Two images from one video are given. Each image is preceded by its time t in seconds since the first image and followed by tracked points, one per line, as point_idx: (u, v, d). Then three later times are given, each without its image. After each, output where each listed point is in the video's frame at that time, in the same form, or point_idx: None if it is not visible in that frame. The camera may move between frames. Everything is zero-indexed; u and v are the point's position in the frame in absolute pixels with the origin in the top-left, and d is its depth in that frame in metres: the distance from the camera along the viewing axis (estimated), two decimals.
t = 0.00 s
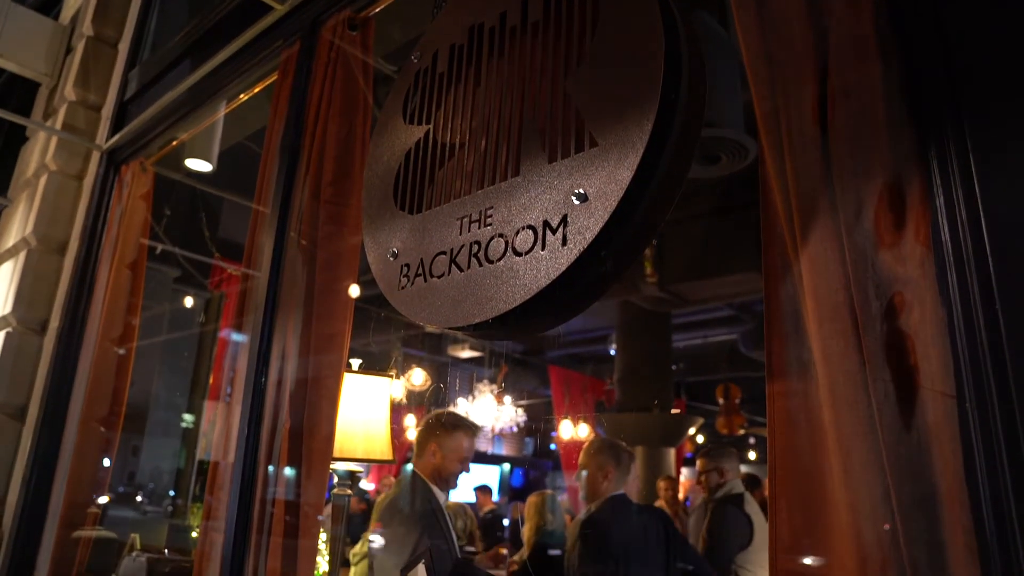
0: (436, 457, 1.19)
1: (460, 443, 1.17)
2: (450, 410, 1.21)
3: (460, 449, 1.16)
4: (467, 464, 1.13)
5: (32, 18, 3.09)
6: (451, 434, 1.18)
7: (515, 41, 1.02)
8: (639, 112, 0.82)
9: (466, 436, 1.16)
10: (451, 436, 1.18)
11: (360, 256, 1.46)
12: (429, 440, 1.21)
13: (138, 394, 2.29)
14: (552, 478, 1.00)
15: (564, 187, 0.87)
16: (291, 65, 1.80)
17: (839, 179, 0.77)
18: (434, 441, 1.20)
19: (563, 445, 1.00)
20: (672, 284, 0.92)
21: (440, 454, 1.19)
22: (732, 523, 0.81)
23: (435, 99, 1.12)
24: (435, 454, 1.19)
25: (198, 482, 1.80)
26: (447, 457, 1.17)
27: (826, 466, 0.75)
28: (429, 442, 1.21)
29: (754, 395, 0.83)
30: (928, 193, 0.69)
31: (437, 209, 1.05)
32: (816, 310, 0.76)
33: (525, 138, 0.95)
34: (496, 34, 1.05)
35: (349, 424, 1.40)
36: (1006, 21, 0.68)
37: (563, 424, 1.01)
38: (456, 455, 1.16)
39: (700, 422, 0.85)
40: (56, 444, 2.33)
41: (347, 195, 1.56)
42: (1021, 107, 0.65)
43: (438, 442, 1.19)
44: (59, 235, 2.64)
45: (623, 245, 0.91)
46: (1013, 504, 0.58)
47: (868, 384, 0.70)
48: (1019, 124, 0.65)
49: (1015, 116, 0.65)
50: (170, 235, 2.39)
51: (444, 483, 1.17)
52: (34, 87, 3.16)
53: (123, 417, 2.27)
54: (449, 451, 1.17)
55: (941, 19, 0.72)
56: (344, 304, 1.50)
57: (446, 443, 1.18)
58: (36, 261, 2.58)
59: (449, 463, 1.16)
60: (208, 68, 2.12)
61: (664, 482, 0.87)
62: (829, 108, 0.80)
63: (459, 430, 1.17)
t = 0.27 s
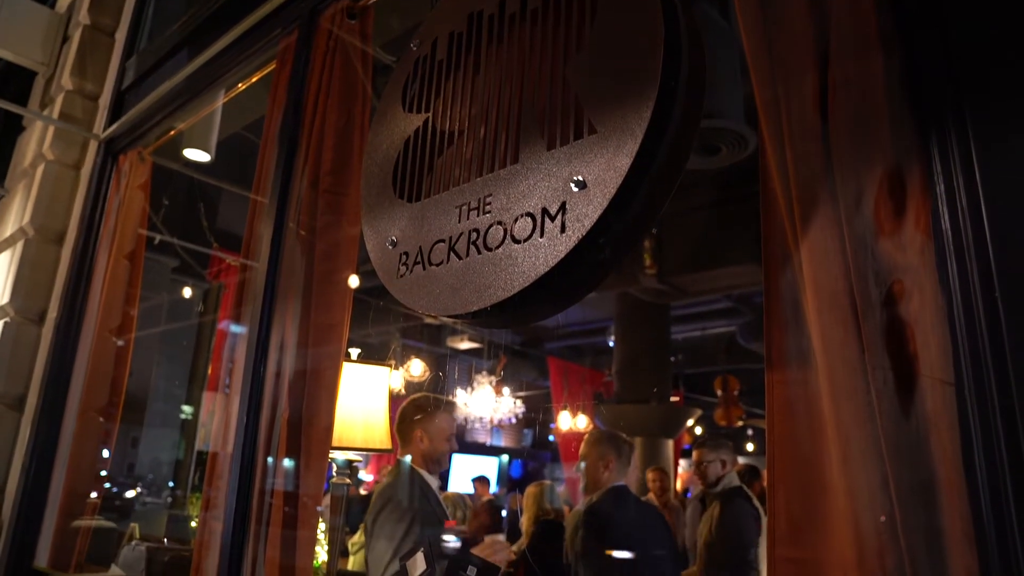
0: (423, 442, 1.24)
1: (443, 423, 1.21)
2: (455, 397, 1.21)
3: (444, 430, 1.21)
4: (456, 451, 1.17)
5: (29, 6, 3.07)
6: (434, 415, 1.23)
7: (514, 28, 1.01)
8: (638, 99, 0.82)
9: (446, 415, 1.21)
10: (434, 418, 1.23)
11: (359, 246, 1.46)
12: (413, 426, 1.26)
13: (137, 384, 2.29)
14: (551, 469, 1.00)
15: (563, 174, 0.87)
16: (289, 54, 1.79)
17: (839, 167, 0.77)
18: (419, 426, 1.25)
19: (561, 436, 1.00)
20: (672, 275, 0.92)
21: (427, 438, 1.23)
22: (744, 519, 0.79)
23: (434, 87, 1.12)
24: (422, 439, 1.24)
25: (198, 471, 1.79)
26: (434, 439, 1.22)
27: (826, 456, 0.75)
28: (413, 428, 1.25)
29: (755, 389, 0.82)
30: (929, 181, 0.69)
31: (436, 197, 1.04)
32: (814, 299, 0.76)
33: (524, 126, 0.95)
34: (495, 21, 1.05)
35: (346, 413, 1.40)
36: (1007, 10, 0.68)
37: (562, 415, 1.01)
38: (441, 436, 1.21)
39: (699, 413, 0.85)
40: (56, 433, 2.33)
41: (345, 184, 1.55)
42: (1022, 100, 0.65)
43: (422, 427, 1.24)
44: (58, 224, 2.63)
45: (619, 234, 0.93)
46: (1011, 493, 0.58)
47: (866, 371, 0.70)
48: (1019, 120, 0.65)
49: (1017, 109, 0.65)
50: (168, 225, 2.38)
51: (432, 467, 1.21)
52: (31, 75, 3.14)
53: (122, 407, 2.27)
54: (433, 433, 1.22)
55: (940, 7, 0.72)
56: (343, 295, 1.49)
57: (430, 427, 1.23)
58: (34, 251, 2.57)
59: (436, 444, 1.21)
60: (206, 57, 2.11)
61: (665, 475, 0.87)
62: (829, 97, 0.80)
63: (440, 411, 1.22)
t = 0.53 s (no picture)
0: (419, 427, 1.24)
1: (439, 409, 1.22)
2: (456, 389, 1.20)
3: (440, 414, 1.22)
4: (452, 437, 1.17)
5: None
6: (430, 401, 1.23)
7: (513, 11, 1.01)
8: (638, 82, 0.82)
9: (440, 400, 1.22)
10: (431, 403, 1.23)
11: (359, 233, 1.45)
12: (409, 410, 1.26)
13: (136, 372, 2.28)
14: (548, 458, 1.00)
15: (562, 157, 0.87)
16: (287, 39, 1.78)
17: (840, 149, 0.76)
18: (415, 410, 1.25)
19: (559, 425, 1.00)
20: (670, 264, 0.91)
21: (423, 422, 1.24)
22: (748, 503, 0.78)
23: (432, 71, 1.11)
24: (417, 423, 1.24)
25: (197, 459, 1.80)
26: (429, 423, 1.23)
27: (826, 439, 0.74)
28: (409, 412, 1.26)
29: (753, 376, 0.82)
30: (930, 163, 0.69)
31: (435, 181, 1.04)
32: (815, 282, 0.75)
33: (522, 110, 0.94)
34: (494, 4, 1.04)
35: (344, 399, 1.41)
36: None
37: (558, 403, 1.01)
38: (437, 420, 1.22)
39: (697, 401, 0.85)
40: (56, 421, 2.33)
41: (343, 170, 1.54)
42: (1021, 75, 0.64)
43: (418, 412, 1.25)
44: (55, 211, 2.62)
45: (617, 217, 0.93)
46: (1011, 473, 0.58)
47: (867, 354, 0.70)
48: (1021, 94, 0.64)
49: (1018, 82, 0.64)
50: (167, 211, 2.37)
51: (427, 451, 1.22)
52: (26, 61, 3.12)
53: (121, 395, 2.27)
54: (429, 418, 1.23)
55: None
56: (341, 282, 1.49)
57: (426, 411, 1.23)
58: (31, 238, 2.56)
59: (431, 429, 1.22)
60: (203, 42, 2.09)
61: (664, 464, 0.87)
62: (830, 80, 0.80)
63: (436, 396, 1.23)
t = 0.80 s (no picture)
0: (422, 414, 1.32)
1: (444, 397, 1.27)
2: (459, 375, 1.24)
3: (445, 404, 1.28)
4: (454, 424, 1.26)
5: None
6: (436, 388, 1.27)
7: None
8: (638, 63, 0.81)
9: (448, 390, 1.26)
10: (435, 390, 1.28)
11: (357, 217, 1.44)
12: (412, 395, 1.32)
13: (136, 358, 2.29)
14: (547, 443, 1.13)
15: (562, 138, 0.86)
16: (284, 23, 1.76)
17: (842, 131, 0.76)
18: (418, 397, 1.31)
19: (558, 411, 1.12)
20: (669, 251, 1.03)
21: (427, 410, 1.31)
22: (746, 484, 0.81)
23: (432, 53, 1.10)
24: (422, 410, 1.31)
25: (197, 445, 1.80)
26: (433, 411, 1.30)
27: (825, 423, 0.74)
28: (415, 399, 1.33)
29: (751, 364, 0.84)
30: (932, 143, 0.68)
31: (434, 163, 1.04)
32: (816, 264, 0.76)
33: (523, 92, 0.94)
34: None
35: (344, 381, 1.43)
36: None
37: (558, 389, 1.12)
38: (441, 409, 1.28)
39: (695, 387, 0.98)
40: (54, 406, 2.33)
41: (343, 155, 1.54)
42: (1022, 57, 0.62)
43: (422, 398, 1.31)
44: (53, 196, 2.61)
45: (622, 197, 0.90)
46: (1009, 455, 0.57)
47: (866, 335, 0.70)
48: (1019, 79, 0.62)
49: (1014, 69, 0.62)
50: (165, 198, 2.41)
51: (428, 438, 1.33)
52: (21, 46, 3.08)
53: (121, 381, 2.29)
54: (434, 405, 1.29)
55: None
56: (339, 267, 1.49)
57: (430, 399, 1.29)
58: (29, 223, 2.55)
59: (436, 416, 1.29)
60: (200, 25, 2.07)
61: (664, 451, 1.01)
62: (833, 61, 0.79)
63: (441, 386, 1.26)
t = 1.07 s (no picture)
0: (418, 398, 1.35)
1: (439, 378, 1.32)
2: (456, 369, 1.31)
3: (440, 386, 1.33)
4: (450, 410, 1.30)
5: None
6: (431, 369, 1.33)
7: None
8: (636, 45, 0.81)
9: (443, 371, 1.32)
10: (430, 372, 1.33)
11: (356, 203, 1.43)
12: (409, 378, 1.36)
13: (133, 344, 2.28)
14: (546, 431, 1.17)
15: (559, 120, 0.86)
16: (281, 6, 1.74)
17: (841, 112, 0.75)
18: (415, 379, 1.35)
19: (556, 396, 1.17)
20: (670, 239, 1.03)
21: (422, 392, 1.34)
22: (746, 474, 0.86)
23: (429, 34, 1.09)
24: (417, 393, 1.34)
25: (193, 431, 1.81)
26: (429, 393, 1.34)
27: (822, 405, 0.74)
28: (409, 381, 1.36)
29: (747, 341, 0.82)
30: (932, 126, 0.67)
31: (431, 146, 1.03)
32: (813, 246, 0.75)
33: (520, 75, 0.93)
34: None
35: (341, 365, 1.43)
36: None
37: (557, 376, 1.17)
38: (437, 391, 1.33)
39: (694, 374, 0.95)
40: (52, 392, 2.33)
41: (340, 138, 1.52)
42: None
43: (418, 380, 1.35)
44: (48, 181, 2.59)
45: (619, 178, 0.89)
46: (1005, 437, 0.57)
47: (864, 317, 0.70)
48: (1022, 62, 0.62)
49: (1018, 52, 0.62)
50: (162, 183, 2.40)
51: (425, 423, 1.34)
52: (15, 28, 3.05)
53: (118, 367, 2.27)
54: (430, 388, 1.34)
55: None
56: (337, 251, 1.48)
57: (425, 381, 1.34)
58: (24, 208, 2.53)
59: (431, 399, 1.33)
60: (195, 7, 2.03)
61: (661, 437, 1.00)
62: (833, 43, 0.78)
63: (437, 367, 1.33)
